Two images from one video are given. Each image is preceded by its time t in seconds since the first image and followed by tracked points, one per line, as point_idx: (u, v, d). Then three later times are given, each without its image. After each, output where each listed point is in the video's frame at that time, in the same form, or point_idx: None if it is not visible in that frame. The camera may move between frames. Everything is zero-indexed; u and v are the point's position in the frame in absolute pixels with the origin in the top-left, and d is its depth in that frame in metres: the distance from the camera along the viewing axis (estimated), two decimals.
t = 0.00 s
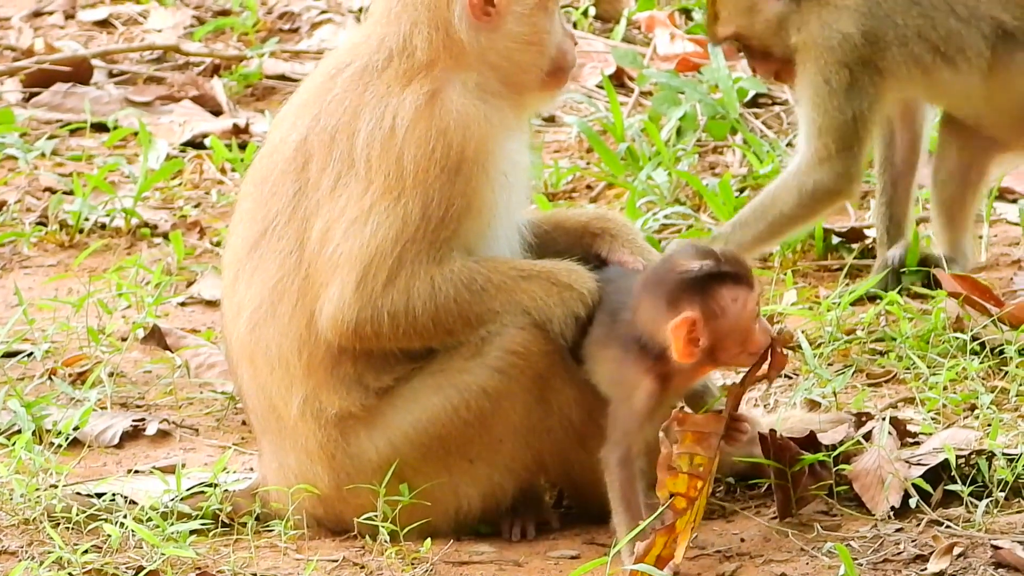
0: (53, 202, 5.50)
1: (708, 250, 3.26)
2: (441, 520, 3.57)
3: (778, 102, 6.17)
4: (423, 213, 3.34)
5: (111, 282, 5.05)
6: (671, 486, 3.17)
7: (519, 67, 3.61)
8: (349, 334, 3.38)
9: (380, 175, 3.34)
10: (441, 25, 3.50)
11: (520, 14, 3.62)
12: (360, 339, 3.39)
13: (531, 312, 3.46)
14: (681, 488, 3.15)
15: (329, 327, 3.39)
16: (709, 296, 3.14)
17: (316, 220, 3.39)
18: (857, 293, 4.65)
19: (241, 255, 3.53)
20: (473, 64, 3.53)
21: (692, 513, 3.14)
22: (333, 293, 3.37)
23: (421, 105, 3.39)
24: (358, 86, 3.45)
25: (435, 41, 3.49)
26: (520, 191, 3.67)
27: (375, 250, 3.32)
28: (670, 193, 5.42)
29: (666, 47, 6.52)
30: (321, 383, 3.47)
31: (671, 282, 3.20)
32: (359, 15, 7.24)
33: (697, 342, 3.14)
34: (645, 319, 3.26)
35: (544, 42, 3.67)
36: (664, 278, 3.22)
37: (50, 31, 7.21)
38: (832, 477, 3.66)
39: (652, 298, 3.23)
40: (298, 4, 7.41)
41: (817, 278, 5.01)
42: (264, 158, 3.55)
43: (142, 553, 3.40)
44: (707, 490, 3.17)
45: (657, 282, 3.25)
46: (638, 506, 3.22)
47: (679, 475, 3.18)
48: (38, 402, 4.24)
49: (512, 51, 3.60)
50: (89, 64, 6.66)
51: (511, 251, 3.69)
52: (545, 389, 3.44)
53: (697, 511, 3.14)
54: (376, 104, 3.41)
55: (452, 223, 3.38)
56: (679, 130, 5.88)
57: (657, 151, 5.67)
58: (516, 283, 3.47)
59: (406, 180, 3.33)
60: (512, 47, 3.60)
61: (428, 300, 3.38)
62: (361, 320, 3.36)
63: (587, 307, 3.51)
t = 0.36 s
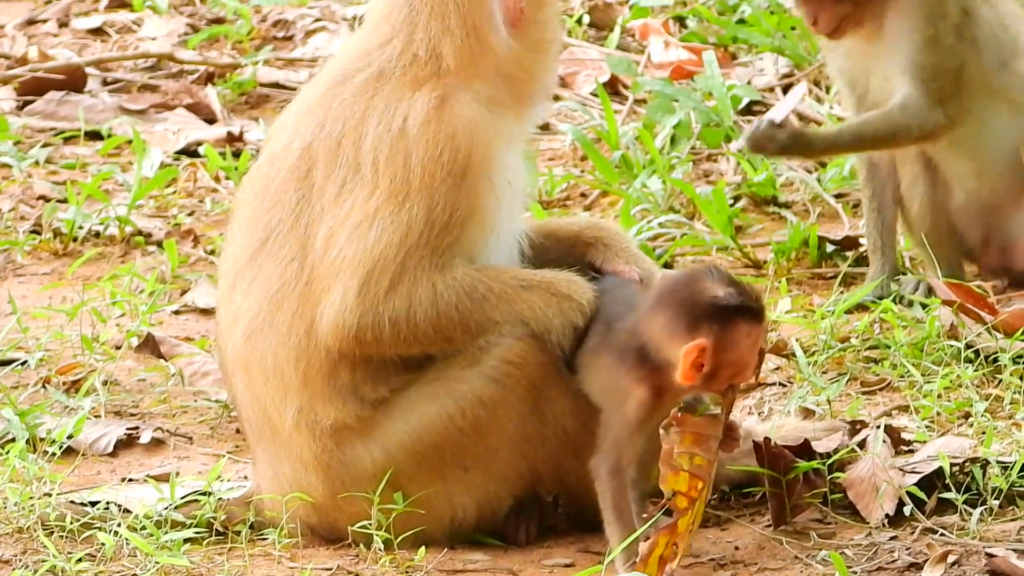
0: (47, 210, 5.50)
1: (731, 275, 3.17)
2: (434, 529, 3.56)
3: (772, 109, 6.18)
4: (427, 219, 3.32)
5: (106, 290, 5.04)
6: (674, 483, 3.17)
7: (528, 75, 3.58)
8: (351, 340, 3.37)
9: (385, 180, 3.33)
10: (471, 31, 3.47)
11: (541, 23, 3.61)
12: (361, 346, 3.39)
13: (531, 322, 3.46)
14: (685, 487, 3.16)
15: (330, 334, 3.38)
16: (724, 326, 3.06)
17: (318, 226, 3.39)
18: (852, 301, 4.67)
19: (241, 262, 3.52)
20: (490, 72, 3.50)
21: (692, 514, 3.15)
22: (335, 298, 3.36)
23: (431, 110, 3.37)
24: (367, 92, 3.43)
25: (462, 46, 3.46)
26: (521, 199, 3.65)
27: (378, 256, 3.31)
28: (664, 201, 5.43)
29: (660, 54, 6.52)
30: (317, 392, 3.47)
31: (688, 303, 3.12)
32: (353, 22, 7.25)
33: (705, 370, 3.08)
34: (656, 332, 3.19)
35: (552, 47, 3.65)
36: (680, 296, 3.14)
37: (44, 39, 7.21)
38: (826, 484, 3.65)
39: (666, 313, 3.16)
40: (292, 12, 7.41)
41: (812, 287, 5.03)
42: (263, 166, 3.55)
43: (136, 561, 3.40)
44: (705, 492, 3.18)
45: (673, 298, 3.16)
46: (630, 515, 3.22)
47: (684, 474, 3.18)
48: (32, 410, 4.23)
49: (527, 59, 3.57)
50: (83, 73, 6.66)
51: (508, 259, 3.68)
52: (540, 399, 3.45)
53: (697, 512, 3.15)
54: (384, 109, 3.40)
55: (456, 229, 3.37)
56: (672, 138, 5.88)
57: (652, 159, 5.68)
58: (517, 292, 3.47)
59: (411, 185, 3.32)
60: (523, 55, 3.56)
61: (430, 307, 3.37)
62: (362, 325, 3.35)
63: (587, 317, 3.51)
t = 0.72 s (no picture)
0: (45, 218, 5.50)
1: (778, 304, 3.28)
2: (432, 537, 3.56)
3: (769, 118, 6.19)
4: (430, 225, 3.32)
5: (103, 298, 5.04)
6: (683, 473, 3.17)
7: (524, 82, 3.60)
8: (354, 347, 3.37)
9: (387, 187, 3.33)
10: (468, 40, 3.50)
11: (536, 30, 3.63)
12: (363, 353, 3.38)
13: (531, 329, 3.46)
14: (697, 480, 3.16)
15: (331, 340, 3.38)
16: (781, 355, 3.14)
17: (319, 233, 3.39)
18: (849, 311, 4.68)
19: (241, 270, 3.53)
20: (489, 80, 3.52)
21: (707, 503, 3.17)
22: (337, 304, 3.35)
23: (433, 118, 3.38)
24: (367, 100, 3.44)
25: (461, 57, 3.48)
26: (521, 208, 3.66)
27: (381, 262, 3.31)
28: (662, 209, 5.44)
29: (657, 62, 6.53)
30: (316, 399, 3.46)
31: (744, 330, 3.20)
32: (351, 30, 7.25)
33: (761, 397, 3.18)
34: (707, 354, 3.26)
35: (548, 53, 3.67)
36: (734, 322, 3.22)
37: (42, 48, 7.22)
38: (824, 493, 3.65)
39: (721, 337, 3.23)
40: (289, 20, 7.41)
41: (809, 295, 5.03)
42: (262, 175, 3.55)
43: (133, 570, 3.40)
44: (721, 481, 3.18)
45: (727, 324, 3.24)
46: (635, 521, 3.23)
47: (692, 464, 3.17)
48: (29, 419, 4.23)
49: (524, 67, 3.60)
50: (80, 81, 6.66)
51: (507, 267, 3.68)
52: (538, 407, 3.45)
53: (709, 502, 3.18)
54: (385, 116, 3.40)
55: (458, 236, 3.37)
56: (670, 146, 5.88)
57: (649, 168, 5.68)
58: (518, 299, 3.47)
59: (414, 191, 3.31)
60: (517, 63, 3.58)
61: (433, 314, 3.37)
62: (365, 331, 3.34)
63: (587, 325, 3.51)
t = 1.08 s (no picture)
0: (40, 225, 5.50)
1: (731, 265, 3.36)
2: (426, 544, 3.56)
3: (765, 125, 6.20)
4: (433, 229, 3.33)
5: (98, 305, 5.04)
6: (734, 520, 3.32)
7: (523, 89, 3.60)
8: (355, 350, 3.37)
9: (389, 190, 3.33)
10: (465, 46, 3.51)
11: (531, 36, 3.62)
12: (365, 356, 3.38)
13: (531, 334, 3.47)
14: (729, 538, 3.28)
15: (333, 344, 3.38)
16: (755, 306, 3.25)
17: (320, 237, 3.39)
18: (843, 318, 4.68)
19: (238, 276, 3.52)
20: (489, 85, 3.53)
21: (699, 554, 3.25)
22: (339, 308, 3.35)
23: (434, 122, 3.39)
24: (366, 104, 3.45)
25: (459, 62, 3.49)
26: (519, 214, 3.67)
27: (384, 265, 3.31)
28: (657, 217, 5.45)
29: (653, 70, 6.54)
30: (314, 405, 3.46)
31: (716, 296, 3.27)
32: (346, 37, 7.26)
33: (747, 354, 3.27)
34: (687, 333, 3.31)
35: (546, 60, 3.68)
36: (703, 292, 3.29)
37: (37, 54, 7.22)
38: (819, 501, 3.66)
39: (697, 312, 3.29)
40: (285, 26, 7.41)
41: (804, 302, 5.04)
42: (259, 180, 3.55)
43: None
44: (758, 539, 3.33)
45: (697, 297, 3.30)
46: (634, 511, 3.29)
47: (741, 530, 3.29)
48: (24, 425, 4.23)
49: (522, 73, 3.60)
50: (75, 88, 6.68)
51: (503, 273, 3.68)
52: (534, 414, 3.43)
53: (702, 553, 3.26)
54: (384, 121, 3.41)
55: (460, 240, 3.38)
56: (665, 153, 5.89)
57: (644, 175, 5.69)
58: (518, 305, 3.48)
59: (417, 195, 3.32)
60: (516, 70, 3.58)
61: (436, 317, 3.37)
62: (368, 335, 3.34)
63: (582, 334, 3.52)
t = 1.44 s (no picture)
0: (38, 239, 5.51)
1: (739, 255, 3.39)
2: (425, 557, 3.56)
3: (763, 138, 6.22)
4: (429, 243, 3.34)
5: (97, 318, 5.04)
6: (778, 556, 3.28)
7: (505, 102, 3.61)
8: (353, 365, 3.37)
9: (383, 205, 3.34)
10: (426, 65, 3.51)
11: (506, 52, 3.60)
12: (364, 371, 3.38)
13: (529, 347, 3.48)
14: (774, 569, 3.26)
15: (331, 359, 3.38)
16: (776, 295, 3.29)
17: (315, 251, 3.39)
18: (842, 331, 4.69)
19: (232, 290, 3.52)
20: (464, 100, 3.54)
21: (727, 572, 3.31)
22: (337, 322, 3.35)
23: (423, 137, 3.40)
24: (351, 117, 3.47)
25: (420, 79, 3.49)
26: (512, 227, 3.67)
27: (381, 280, 3.32)
28: (655, 230, 5.46)
29: (650, 83, 6.55)
30: (311, 419, 3.46)
31: (740, 288, 3.29)
32: (344, 52, 7.27)
33: (775, 340, 3.32)
34: (714, 329, 3.32)
35: (531, 83, 3.66)
36: (725, 286, 3.30)
37: (35, 68, 7.23)
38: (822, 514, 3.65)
39: (722, 307, 3.30)
40: (282, 40, 7.42)
41: (803, 315, 5.05)
42: (252, 195, 3.55)
43: None
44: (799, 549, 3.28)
45: (719, 293, 3.32)
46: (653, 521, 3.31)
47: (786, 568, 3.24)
48: (23, 439, 4.23)
49: (500, 89, 3.60)
50: (73, 102, 6.68)
51: (499, 286, 3.69)
52: (532, 426, 3.44)
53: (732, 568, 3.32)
54: (376, 136, 3.42)
55: (456, 254, 3.38)
56: (663, 166, 5.90)
57: (642, 188, 5.71)
58: (515, 318, 3.50)
59: (411, 210, 3.32)
60: (500, 84, 3.60)
61: (434, 332, 3.37)
62: (367, 350, 3.35)
63: (584, 344, 3.56)
